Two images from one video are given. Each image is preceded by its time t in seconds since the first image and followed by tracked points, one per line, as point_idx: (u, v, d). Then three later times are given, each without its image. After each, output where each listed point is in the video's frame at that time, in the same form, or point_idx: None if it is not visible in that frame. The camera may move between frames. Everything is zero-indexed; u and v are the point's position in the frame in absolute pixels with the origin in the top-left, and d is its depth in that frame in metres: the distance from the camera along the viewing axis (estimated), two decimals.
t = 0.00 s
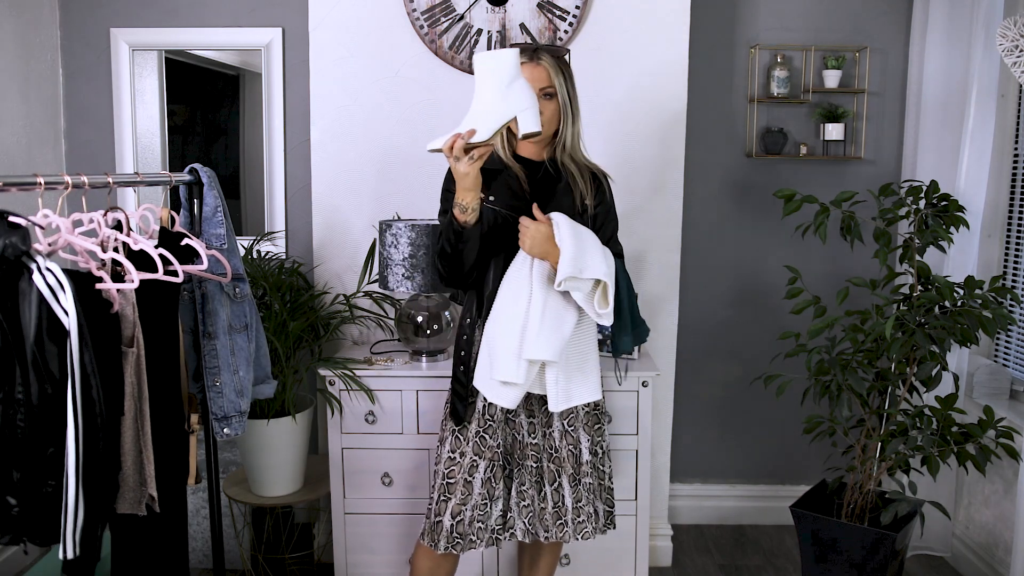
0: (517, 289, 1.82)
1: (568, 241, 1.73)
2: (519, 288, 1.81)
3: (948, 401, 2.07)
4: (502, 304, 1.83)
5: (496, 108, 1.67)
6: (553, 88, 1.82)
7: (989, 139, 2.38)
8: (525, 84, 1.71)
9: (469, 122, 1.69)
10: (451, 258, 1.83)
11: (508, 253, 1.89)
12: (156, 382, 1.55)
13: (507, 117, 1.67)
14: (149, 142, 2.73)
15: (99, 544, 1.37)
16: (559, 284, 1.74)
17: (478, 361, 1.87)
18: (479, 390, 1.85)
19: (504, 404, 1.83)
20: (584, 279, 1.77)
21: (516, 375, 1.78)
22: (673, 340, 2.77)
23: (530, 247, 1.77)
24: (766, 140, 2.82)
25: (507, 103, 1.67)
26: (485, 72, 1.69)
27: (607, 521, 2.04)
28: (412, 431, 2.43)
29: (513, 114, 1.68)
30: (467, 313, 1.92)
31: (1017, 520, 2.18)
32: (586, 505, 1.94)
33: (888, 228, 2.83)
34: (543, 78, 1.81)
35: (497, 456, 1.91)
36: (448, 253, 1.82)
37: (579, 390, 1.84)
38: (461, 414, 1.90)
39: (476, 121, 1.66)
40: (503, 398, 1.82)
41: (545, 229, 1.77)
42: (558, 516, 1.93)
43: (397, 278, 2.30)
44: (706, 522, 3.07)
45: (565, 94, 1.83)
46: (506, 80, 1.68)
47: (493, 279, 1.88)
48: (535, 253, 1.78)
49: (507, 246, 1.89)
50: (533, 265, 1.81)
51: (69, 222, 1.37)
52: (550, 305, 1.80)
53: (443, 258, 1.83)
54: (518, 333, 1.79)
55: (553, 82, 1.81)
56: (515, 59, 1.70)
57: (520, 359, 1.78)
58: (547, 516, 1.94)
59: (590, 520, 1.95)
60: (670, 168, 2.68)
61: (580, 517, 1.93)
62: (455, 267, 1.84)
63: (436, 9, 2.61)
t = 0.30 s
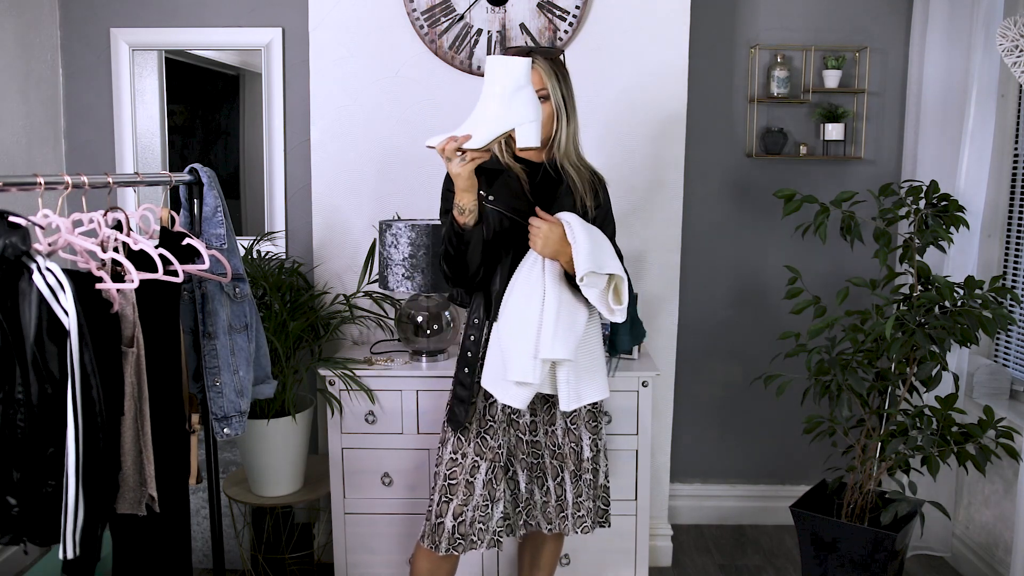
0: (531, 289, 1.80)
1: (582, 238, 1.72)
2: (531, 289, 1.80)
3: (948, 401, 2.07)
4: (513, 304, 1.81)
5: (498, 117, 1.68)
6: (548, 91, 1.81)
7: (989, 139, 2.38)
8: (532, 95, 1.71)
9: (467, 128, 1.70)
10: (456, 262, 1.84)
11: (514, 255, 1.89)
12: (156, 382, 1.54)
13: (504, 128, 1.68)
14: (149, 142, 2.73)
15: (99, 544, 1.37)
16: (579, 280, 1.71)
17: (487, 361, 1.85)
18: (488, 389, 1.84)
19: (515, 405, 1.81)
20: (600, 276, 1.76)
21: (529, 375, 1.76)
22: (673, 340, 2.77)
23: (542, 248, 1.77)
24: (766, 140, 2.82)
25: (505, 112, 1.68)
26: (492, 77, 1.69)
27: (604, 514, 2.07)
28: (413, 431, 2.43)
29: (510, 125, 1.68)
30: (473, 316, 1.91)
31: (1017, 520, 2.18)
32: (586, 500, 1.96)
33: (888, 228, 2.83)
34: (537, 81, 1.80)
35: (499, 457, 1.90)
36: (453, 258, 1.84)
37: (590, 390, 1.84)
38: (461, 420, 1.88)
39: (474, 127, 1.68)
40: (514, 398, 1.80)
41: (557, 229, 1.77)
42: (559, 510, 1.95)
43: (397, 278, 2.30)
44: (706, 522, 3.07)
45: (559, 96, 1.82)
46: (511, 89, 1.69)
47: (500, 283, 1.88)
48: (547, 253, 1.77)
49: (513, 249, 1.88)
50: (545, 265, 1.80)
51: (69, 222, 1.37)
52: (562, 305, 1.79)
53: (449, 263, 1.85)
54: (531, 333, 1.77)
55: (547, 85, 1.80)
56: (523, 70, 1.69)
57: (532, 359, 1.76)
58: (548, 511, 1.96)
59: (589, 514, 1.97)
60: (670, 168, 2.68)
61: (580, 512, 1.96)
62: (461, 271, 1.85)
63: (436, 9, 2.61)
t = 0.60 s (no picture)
0: (531, 290, 1.79)
1: (582, 238, 1.73)
2: (531, 290, 1.80)
3: (948, 401, 2.07)
4: (515, 305, 1.81)
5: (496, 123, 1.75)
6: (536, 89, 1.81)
7: (989, 139, 2.38)
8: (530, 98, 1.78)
9: (466, 137, 1.76)
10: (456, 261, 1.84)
11: (514, 255, 1.87)
12: (156, 382, 1.54)
13: (503, 135, 1.75)
14: (149, 142, 2.73)
15: (99, 544, 1.37)
16: (579, 279, 1.72)
17: (487, 362, 1.84)
18: (488, 389, 1.83)
19: (515, 405, 1.81)
20: (600, 276, 1.76)
21: (529, 375, 1.76)
22: (673, 340, 2.77)
23: (542, 248, 1.77)
24: (766, 140, 2.82)
25: (507, 115, 1.75)
26: (490, 84, 1.76)
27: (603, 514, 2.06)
28: (413, 431, 2.43)
29: (511, 130, 1.75)
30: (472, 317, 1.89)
31: (1017, 520, 2.18)
32: (584, 499, 1.97)
33: (888, 228, 2.83)
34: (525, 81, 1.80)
35: (503, 457, 1.89)
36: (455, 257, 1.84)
37: (591, 390, 1.84)
38: (471, 420, 1.87)
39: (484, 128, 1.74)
40: (514, 398, 1.80)
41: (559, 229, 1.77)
42: (558, 507, 1.96)
43: (397, 278, 2.30)
44: (706, 522, 3.07)
45: (546, 93, 1.81)
46: (509, 94, 1.75)
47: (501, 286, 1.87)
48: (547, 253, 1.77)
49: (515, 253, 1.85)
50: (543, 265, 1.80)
51: (69, 222, 1.37)
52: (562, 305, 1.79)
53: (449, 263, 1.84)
54: (531, 333, 1.77)
55: (533, 82, 1.81)
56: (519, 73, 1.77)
57: (532, 358, 1.77)
58: (548, 509, 1.97)
59: (588, 513, 1.98)
60: (670, 168, 2.68)
61: (578, 510, 1.96)
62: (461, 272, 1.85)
63: (436, 9, 2.61)
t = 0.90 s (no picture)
0: (503, 294, 1.81)
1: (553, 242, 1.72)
2: (504, 294, 1.81)
3: (948, 401, 2.07)
4: (490, 309, 1.82)
5: (547, 204, 1.73)
6: (499, 88, 1.79)
7: (989, 139, 2.38)
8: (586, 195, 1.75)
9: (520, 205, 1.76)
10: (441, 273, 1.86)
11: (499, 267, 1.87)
12: (157, 382, 1.55)
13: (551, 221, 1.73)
14: (149, 142, 2.73)
15: (99, 543, 1.37)
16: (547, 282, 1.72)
17: (466, 365, 1.87)
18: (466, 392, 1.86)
19: (491, 408, 1.83)
20: (572, 281, 1.75)
21: (500, 380, 1.78)
22: (673, 340, 2.77)
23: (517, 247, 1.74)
24: (766, 140, 2.82)
25: (560, 205, 1.73)
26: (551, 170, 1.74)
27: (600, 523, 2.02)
28: (412, 431, 2.43)
29: (557, 220, 1.72)
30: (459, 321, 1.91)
31: (1017, 520, 2.18)
32: (574, 503, 1.94)
33: (888, 228, 2.82)
34: (488, 82, 1.80)
35: (484, 456, 1.91)
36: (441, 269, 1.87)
37: (566, 392, 1.84)
38: (455, 425, 1.88)
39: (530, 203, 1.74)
40: (490, 402, 1.82)
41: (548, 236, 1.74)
42: (545, 511, 1.95)
43: (397, 278, 2.30)
44: (706, 522, 3.07)
45: (511, 92, 1.79)
46: (569, 188, 1.73)
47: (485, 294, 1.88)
48: (528, 255, 1.75)
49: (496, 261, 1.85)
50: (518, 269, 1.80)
51: (70, 222, 1.37)
52: (534, 310, 1.78)
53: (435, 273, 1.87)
54: (503, 336, 1.79)
55: (496, 83, 1.79)
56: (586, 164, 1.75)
57: (503, 362, 1.78)
58: (535, 512, 1.96)
59: (578, 519, 1.95)
60: (670, 168, 2.68)
61: (568, 514, 1.94)
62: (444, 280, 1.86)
63: (436, 9, 2.61)
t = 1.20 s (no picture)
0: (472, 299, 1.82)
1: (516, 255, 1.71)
2: (475, 300, 1.82)
3: (948, 401, 2.07)
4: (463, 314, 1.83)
5: (493, 211, 1.69)
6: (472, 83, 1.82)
7: (989, 139, 2.38)
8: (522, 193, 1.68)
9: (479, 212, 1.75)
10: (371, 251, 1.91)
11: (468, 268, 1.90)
12: (156, 382, 1.54)
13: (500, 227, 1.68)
14: (149, 142, 2.73)
15: (99, 543, 1.37)
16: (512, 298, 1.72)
17: (442, 367, 1.89)
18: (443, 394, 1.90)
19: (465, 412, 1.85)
20: (539, 291, 1.74)
21: (469, 385, 1.80)
22: (673, 340, 2.77)
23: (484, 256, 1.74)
24: (767, 140, 2.82)
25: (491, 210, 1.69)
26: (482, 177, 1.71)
27: (581, 532, 2.00)
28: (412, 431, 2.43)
29: (502, 226, 1.68)
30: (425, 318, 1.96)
31: (1017, 521, 2.18)
32: (550, 509, 1.93)
33: (888, 228, 2.83)
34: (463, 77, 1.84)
35: (457, 453, 1.91)
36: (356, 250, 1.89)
37: (539, 398, 1.83)
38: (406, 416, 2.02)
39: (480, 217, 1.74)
40: (464, 406, 1.83)
41: (502, 240, 1.72)
42: (520, 514, 1.94)
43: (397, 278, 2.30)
44: (706, 522, 3.07)
45: (481, 86, 1.81)
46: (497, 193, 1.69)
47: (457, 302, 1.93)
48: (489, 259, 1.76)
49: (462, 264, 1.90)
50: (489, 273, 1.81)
51: (69, 222, 1.37)
52: (502, 316, 1.78)
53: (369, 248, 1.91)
54: (471, 342, 1.81)
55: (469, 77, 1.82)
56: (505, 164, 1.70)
57: (472, 367, 1.80)
58: (510, 513, 1.96)
59: (554, 524, 1.93)
60: (670, 168, 2.68)
61: (543, 520, 1.93)
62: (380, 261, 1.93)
63: (436, 9, 2.62)
